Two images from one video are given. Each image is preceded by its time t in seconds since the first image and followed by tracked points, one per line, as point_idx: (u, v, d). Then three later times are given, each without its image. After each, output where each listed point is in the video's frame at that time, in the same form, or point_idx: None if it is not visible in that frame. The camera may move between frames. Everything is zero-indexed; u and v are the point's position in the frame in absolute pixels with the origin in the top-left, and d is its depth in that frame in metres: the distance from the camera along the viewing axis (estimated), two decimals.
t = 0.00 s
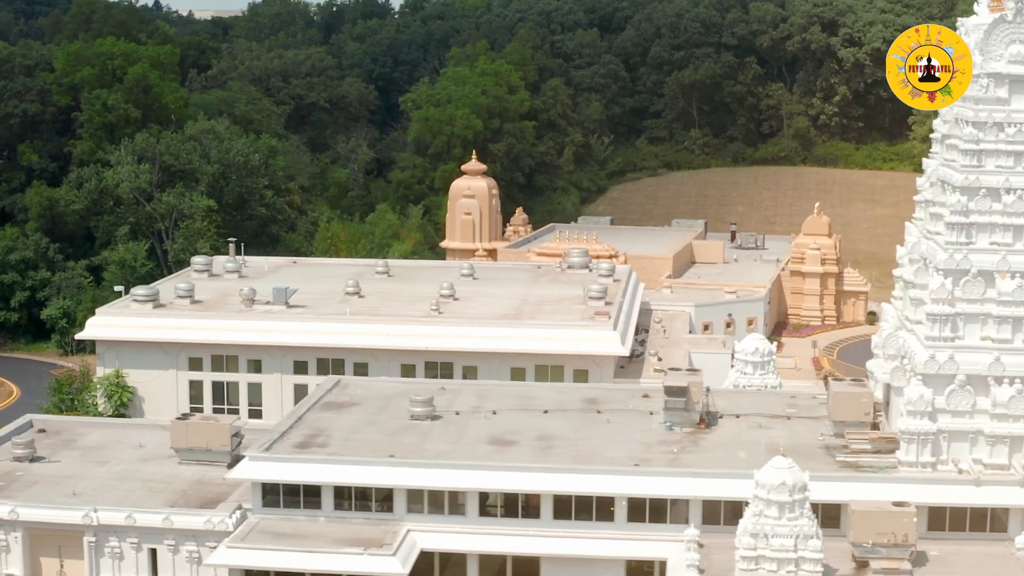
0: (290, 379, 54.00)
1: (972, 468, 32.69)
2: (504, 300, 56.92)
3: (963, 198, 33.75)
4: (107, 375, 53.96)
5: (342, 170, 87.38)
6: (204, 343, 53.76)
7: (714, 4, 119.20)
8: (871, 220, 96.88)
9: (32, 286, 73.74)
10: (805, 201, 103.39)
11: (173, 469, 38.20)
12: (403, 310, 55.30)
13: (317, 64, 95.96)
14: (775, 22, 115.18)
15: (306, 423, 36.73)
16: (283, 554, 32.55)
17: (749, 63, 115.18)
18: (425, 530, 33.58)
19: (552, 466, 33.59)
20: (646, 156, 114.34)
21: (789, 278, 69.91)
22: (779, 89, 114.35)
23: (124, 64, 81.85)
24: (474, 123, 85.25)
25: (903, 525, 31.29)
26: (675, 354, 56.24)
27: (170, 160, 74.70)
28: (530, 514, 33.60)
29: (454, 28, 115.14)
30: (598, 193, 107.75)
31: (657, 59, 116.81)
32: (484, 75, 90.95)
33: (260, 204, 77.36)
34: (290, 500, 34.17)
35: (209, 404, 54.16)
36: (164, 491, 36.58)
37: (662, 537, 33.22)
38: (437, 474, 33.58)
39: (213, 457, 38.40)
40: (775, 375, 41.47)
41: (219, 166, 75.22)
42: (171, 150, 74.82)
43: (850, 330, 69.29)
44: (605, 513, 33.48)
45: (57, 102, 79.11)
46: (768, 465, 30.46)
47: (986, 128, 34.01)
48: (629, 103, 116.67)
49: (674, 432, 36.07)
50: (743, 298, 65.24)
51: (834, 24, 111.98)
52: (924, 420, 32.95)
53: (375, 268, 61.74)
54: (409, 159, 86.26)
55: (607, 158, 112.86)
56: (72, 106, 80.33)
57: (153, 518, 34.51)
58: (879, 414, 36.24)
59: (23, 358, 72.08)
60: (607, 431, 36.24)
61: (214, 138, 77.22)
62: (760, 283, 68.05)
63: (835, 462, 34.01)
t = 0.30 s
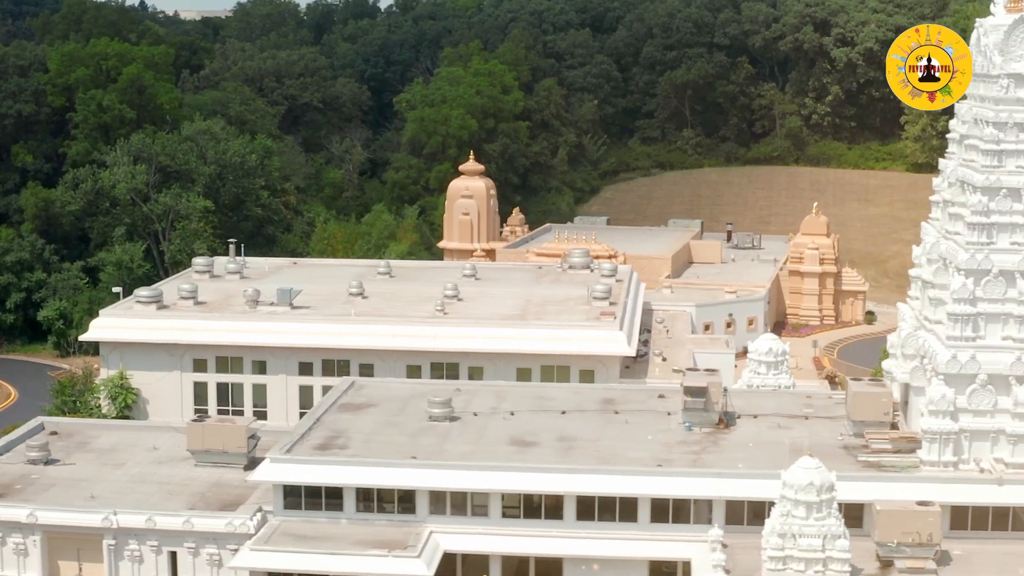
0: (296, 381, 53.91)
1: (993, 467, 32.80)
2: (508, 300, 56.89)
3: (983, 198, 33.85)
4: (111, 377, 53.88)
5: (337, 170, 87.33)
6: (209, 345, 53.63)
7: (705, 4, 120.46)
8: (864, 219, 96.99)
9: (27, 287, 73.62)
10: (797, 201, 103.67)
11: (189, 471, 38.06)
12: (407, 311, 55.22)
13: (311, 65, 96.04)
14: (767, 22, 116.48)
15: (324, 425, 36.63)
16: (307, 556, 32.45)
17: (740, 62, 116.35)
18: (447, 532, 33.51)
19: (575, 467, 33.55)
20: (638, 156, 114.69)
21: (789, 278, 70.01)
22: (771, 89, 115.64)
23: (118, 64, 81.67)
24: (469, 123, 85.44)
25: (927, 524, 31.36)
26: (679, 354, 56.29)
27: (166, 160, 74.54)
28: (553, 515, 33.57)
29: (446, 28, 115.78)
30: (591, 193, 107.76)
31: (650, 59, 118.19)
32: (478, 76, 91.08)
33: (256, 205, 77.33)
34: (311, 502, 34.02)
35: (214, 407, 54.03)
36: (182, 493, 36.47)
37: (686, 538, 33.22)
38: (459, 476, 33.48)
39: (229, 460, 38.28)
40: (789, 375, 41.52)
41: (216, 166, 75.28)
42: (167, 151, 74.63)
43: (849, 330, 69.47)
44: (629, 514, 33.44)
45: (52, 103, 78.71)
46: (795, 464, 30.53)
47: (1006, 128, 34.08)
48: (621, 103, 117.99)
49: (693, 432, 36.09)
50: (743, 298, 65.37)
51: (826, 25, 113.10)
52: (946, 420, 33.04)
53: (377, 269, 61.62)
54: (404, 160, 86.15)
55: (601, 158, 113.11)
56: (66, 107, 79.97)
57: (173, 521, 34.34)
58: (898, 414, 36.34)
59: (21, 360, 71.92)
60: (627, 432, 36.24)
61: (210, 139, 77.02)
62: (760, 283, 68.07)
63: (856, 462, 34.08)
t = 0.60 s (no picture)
0: (300, 382, 53.77)
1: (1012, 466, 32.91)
2: (512, 300, 56.86)
3: (1003, 198, 34.22)
4: (115, 378, 53.77)
5: (334, 171, 87.26)
6: (214, 345, 53.52)
7: (700, 5, 121.39)
8: (859, 219, 97.17)
9: (25, 288, 73.60)
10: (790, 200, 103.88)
11: (204, 473, 37.95)
12: (412, 312, 55.16)
13: (305, 65, 96.18)
14: (761, 23, 117.28)
15: (341, 426, 36.55)
16: (328, 558, 32.39)
17: (734, 63, 117.53)
18: (468, 533, 33.49)
19: (596, 467, 33.51)
20: (633, 156, 115.28)
21: (788, 278, 70.18)
22: (765, 90, 116.70)
23: (114, 64, 81.62)
24: (465, 123, 85.67)
25: (949, 524, 31.43)
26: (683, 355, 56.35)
27: (163, 161, 74.29)
28: (573, 516, 33.55)
29: (439, 28, 116.30)
30: (587, 193, 107.65)
31: (644, 60, 119.31)
32: (473, 76, 91.16)
33: (253, 206, 77.24)
34: (331, 503, 33.92)
35: (219, 407, 53.89)
36: (198, 495, 36.36)
37: (707, 538, 33.24)
38: (480, 477, 33.44)
39: (244, 462, 38.18)
40: (801, 375, 41.54)
41: (214, 166, 75.21)
42: (165, 151, 74.38)
43: (849, 330, 69.59)
44: (650, 514, 33.45)
45: (48, 103, 78.47)
46: (819, 465, 30.61)
47: None
48: (614, 104, 118.20)
49: (711, 433, 36.12)
50: (744, 297, 65.45)
51: (820, 25, 114.09)
52: (965, 419, 33.19)
53: (379, 270, 61.53)
54: (400, 160, 86.39)
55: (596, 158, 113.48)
56: (62, 108, 79.74)
57: (191, 523, 34.19)
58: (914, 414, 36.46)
59: (19, 361, 71.86)
60: (644, 433, 36.25)
61: (208, 139, 76.79)
62: (761, 283, 68.10)
63: (876, 461, 34.11)
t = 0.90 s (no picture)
0: (306, 383, 53.65)
1: None
2: (516, 301, 56.85)
3: None
4: (119, 380, 53.63)
5: (330, 172, 87.48)
6: (219, 347, 53.39)
7: (692, 5, 122.46)
8: (853, 219, 97.39)
9: (21, 290, 73.46)
10: (784, 200, 104.10)
11: (220, 475, 37.83)
12: (417, 313, 55.10)
13: (299, 65, 96.38)
14: (753, 23, 118.60)
15: (360, 428, 36.45)
16: (352, 560, 32.31)
17: (727, 63, 118.31)
18: (491, 535, 33.47)
19: (619, 468, 33.49)
20: (627, 156, 116.13)
21: (787, 278, 70.35)
22: (758, 90, 117.91)
23: (109, 65, 81.55)
24: (461, 124, 86.06)
25: (973, 523, 31.51)
26: (688, 355, 56.39)
27: (161, 161, 74.27)
28: (596, 517, 33.56)
29: (432, 28, 116.88)
30: (581, 193, 107.68)
31: (637, 59, 120.20)
32: (467, 76, 91.19)
33: (250, 207, 77.05)
34: (352, 505, 33.84)
35: (224, 409, 53.73)
36: (217, 498, 36.26)
37: (731, 538, 33.28)
38: (502, 479, 33.38)
39: (261, 464, 38.05)
40: (815, 375, 41.58)
41: (212, 167, 75.03)
42: (162, 152, 74.38)
43: (849, 330, 69.70)
44: (673, 515, 33.47)
45: (43, 104, 78.19)
46: (845, 464, 30.66)
47: None
48: (607, 103, 119.81)
49: (730, 433, 36.14)
50: (744, 297, 65.58)
51: (813, 24, 115.29)
52: (987, 419, 33.36)
53: (381, 271, 61.47)
54: (396, 161, 86.99)
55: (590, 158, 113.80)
56: (57, 109, 79.47)
57: (212, 526, 34.05)
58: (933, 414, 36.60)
59: (16, 363, 71.81)
60: (664, 433, 36.28)
61: (205, 140, 76.68)
62: (761, 283, 68.18)
63: (897, 460, 34.18)
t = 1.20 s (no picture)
0: (311, 385, 53.46)
1: None
2: (520, 301, 56.84)
3: None
4: (124, 382, 53.34)
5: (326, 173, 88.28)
6: (224, 348, 53.24)
7: (686, 6, 123.65)
8: (849, 219, 97.67)
9: (18, 292, 73.33)
10: (779, 200, 104.26)
11: (236, 478, 37.73)
12: (423, 313, 55.03)
13: (294, 66, 96.72)
14: (747, 23, 119.87)
15: (377, 430, 36.39)
16: (373, 563, 32.25)
17: (722, 64, 120.24)
18: (511, 537, 33.43)
19: (640, 470, 33.49)
20: (621, 156, 117.26)
21: (787, 279, 70.63)
22: (752, 89, 119.73)
23: (105, 66, 81.28)
24: (457, 125, 86.58)
25: (994, 523, 31.56)
26: (692, 355, 56.40)
27: (158, 163, 74.13)
28: (616, 520, 33.54)
29: (425, 29, 117.47)
30: (576, 193, 107.71)
31: (631, 60, 121.16)
32: (462, 76, 91.72)
33: (247, 208, 76.74)
34: (372, 508, 33.77)
35: (229, 411, 53.50)
36: (234, 501, 36.16)
37: (752, 539, 33.31)
38: (523, 481, 33.33)
39: (275, 467, 37.94)
40: (827, 375, 41.63)
41: (209, 168, 74.82)
42: (159, 153, 74.29)
43: (848, 330, 69.87)
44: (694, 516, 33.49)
45: (38, 105, 77.96)
46: (869, 465, 30.75)
47: None
48: (601, 103, 120.30)
49: (748, 434, 36.17)
50: (745, 297, 65.68)
51: (807, 25, 117.09)
52: (1006, 419, 33.54)
53: (383, 272, 61.37)
54: (391, 162, 87.28)
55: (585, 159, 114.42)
56: (53, 109, 79.23)
57: (231, 529, 33.97)
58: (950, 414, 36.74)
59: (13, 365, 71.86)
60: (681, 434, 36.30)
61: (203, 141, 76.53)
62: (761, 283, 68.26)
63: (917, 461, 34.24)
